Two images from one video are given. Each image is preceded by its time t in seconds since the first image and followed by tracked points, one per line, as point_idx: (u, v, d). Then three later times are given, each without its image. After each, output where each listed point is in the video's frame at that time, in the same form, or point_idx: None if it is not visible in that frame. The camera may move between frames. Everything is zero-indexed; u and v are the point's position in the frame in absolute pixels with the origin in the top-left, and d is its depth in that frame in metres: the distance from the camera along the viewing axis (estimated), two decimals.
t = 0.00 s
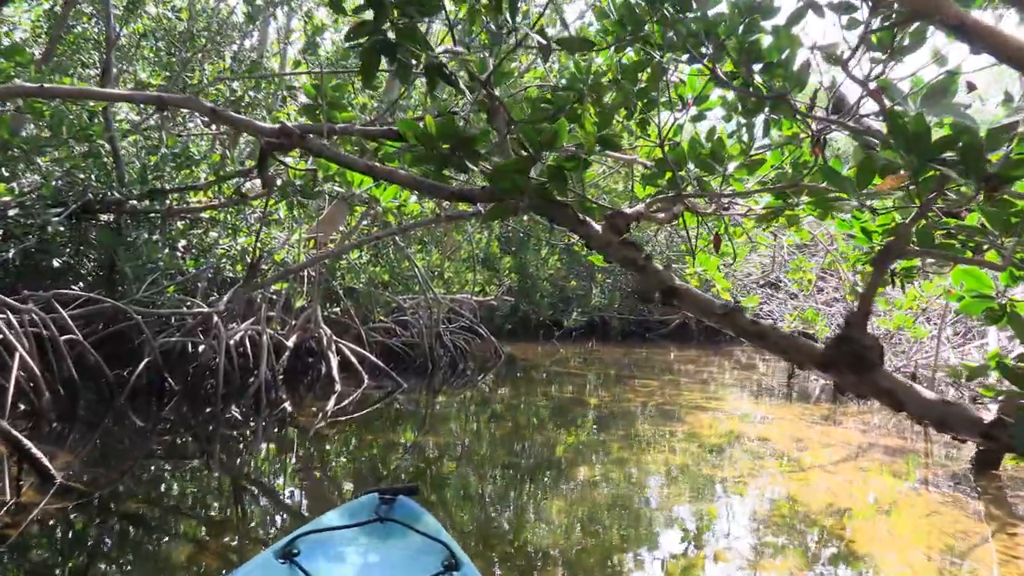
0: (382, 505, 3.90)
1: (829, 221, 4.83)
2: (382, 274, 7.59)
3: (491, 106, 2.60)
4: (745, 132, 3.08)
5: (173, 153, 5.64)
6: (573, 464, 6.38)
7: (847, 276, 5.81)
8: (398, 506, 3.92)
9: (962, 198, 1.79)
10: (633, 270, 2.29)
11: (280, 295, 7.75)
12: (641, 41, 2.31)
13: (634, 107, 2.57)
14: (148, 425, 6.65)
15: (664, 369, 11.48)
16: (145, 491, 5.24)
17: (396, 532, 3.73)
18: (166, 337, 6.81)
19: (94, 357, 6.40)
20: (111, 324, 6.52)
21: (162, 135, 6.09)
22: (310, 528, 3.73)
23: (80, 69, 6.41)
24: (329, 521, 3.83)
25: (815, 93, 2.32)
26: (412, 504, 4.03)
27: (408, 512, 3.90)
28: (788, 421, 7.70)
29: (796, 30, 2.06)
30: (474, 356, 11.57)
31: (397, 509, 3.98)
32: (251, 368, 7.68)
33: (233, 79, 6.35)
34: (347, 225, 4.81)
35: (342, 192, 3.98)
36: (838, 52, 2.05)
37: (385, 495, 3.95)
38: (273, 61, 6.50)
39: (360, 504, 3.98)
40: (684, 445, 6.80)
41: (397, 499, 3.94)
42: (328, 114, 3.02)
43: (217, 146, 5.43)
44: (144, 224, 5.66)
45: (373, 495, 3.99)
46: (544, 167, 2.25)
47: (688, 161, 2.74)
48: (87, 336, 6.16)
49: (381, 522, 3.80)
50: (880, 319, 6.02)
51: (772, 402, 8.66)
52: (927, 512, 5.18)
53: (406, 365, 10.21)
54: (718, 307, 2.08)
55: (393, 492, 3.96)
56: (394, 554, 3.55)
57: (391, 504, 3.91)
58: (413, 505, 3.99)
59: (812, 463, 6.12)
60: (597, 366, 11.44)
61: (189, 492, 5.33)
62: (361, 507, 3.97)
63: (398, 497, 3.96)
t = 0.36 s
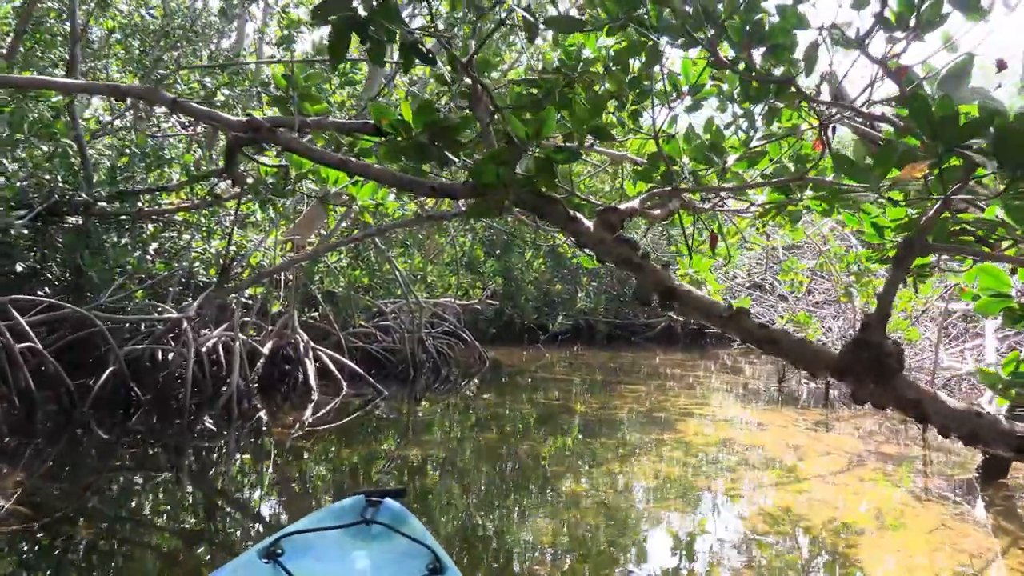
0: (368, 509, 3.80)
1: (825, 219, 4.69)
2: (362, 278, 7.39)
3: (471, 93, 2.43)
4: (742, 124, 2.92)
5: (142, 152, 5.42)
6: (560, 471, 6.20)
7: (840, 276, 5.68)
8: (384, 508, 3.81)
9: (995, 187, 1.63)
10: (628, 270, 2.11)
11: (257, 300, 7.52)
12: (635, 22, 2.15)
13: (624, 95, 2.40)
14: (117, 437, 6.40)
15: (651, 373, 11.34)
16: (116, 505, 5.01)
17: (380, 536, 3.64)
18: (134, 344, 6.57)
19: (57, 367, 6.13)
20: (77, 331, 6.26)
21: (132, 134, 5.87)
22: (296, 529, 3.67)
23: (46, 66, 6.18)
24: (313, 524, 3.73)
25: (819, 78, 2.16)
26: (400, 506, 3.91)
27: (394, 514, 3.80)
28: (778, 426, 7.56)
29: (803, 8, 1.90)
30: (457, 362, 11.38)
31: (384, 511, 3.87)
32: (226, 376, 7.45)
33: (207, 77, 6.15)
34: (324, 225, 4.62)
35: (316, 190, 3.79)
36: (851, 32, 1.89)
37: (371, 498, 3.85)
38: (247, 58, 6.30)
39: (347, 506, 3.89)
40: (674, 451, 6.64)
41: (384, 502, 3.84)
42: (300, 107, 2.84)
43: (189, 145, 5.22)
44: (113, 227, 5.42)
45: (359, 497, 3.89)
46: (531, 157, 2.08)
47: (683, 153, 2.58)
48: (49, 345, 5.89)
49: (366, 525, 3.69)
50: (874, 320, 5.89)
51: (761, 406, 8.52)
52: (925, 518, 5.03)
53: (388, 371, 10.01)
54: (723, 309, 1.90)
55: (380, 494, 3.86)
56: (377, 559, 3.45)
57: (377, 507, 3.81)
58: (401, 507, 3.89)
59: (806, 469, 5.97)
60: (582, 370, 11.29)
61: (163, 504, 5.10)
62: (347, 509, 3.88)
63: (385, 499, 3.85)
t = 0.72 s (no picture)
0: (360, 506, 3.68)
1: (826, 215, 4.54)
2: (347, 279, 7.22)
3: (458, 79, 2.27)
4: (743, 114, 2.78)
5: (117, 150, 5.23)
6: (551, 478, 6.04)
7: (837, 276, 5.55)
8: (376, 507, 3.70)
9: None
10: (627, 267, 1.95)
11: (238, 304, 7.33)
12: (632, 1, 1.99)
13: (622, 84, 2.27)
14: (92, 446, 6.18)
15: (642, 376, 11.19)
16: (91, 515, 4.81)
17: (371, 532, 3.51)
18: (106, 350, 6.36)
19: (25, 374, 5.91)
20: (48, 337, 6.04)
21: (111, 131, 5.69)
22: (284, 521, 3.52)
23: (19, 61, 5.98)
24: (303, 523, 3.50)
25: (831, 65, 2.03)
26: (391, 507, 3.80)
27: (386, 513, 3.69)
28: (773, 429, 7.43)
29: None
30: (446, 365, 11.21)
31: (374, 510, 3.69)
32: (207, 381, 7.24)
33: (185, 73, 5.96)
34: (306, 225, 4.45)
35: (296, 188, 3.62)
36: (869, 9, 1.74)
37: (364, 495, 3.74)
38: (227, 52, 6.11)
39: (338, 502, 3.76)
40: (667, 457, 6.49)
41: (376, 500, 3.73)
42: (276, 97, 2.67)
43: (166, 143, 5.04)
44: (89, 227, 5.17)
45: (350, 495, 3.68)
46: (525, 146, 1.93)
47: (685, 145, 2.44)
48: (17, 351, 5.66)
49: (358, 524, 3.49)
50: (871, 321, 5.79)
51: (754, 410, 8.39)
52: (926, 526, 4.90)
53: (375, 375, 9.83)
54: (733, 309, 1.74)
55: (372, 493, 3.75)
56: (369, 561, 3.26)
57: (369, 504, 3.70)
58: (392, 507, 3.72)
59: (804, 475, 5.83)
60: (572, 374, 11.13)
61: (140, 515, 4.91)
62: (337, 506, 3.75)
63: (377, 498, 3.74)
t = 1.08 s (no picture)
0: (367, 503, 3.81)
1: (839, 209, 4.37)
2: (341, 275, 7.03)
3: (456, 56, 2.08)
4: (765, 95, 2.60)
5: (103, 142, 5.05)
6: (552, 480, 5.88)
7: (848, 273, 5.37)
8: (383, 502, 3.84)
9: None
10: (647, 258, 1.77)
11: (229, 301, 7.14)
12: None
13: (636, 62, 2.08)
14: (77, 450, 5.99)
15: (643, 376, 11.03)
16: (77, 522, 4.63)
17: (380, 526, 3.64)
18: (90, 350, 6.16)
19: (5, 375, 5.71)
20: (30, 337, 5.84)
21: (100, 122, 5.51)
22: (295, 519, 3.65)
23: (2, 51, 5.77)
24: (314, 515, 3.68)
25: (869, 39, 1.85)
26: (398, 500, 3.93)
27: (394, 507, 3.82)
28: (778, 432, 7.26)
29: None
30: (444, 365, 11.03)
31: (384, 505, 3.85)
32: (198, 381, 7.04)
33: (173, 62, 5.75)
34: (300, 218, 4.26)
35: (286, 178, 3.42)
36: None
37: (370, 491, 3.87)
38: (218, 40, 5.90)
39: (346, 500, 3.90)
40: (672, 460, 6.32)
41: (383, 495, 3.87)
42: (262, 81, 2.48)
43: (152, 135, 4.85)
44: (75, 222, 4.96)
45: (359, 491, 3.87)
46: (535, 127, 1.75)
47: (704, 130, 2.26)
48: None
49: (366, 517, 3.64)
50: (881, 320, 5.63)
51: (759, 410, 8.22)
52: (942, 532, 4.76)
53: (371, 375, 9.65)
54: (768, 306, 1.57)
55: (379, 488, 3.89)
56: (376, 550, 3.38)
57: (376, 500, 3.84)
58: (401, 503, 3.87)
59: (814, 479, 5.67)
60: (573, 373, 10.97)
61: (128, 522, 4.73)
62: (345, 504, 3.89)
63: (384, 493, 3.88)
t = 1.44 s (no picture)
0: (368, 506, 3.77)
1: (848, 204, 4.21)
2: (333, 274, 6.84)
3: (453, 36, 1.91)
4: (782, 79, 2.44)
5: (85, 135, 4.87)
6: (550, 484, 5.71)
7: (855, 271, 5.22)
8: (384, 503, 3.80)
9: None
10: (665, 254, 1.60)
11: (217, 300, 6.95)
12: None
13: (647, 43, 1.92)
14: (57, 457, 5.79)
15: (640, 376, 10.87)
16: (56, 531, 4.45)
17: (382, 529, 3.60)
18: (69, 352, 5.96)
19: None
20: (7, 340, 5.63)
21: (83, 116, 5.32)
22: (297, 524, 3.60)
23: None
24: (316, 516, 3.66)
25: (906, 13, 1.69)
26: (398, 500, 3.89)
27: (395, 508, 3.79)
28: (781, 434, 7.10)
29: None
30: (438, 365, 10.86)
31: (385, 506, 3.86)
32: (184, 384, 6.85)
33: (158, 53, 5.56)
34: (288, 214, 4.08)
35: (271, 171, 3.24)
36: None
37: (371, 492, 3.82)
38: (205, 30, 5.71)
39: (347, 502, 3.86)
40: (673, 463, 6.16)
41: (383, 496, 3.82)
42: (242, 64, 2.30)
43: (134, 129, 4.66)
44: (55, 219, 4.72)
45: (360, 492, 3.86)
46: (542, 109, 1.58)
47: (721, 116, 2.10)
48: None
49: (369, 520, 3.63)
50: (888, 319, 5.47)
51: (760, 412, 8.07)
52: (950, 539, 4.62)
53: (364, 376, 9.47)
54: (803, 306, 1.41)
55: (379, 489, 3.83)
56: (378, 550, 3.41)
57: (377, 500, 3.79)
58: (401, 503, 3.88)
59: (818, 484, 5.52)
60: (569, 373, 10.81)
61: (111, 530, 4.55)
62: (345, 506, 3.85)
63: (384, 493, 3.83)
